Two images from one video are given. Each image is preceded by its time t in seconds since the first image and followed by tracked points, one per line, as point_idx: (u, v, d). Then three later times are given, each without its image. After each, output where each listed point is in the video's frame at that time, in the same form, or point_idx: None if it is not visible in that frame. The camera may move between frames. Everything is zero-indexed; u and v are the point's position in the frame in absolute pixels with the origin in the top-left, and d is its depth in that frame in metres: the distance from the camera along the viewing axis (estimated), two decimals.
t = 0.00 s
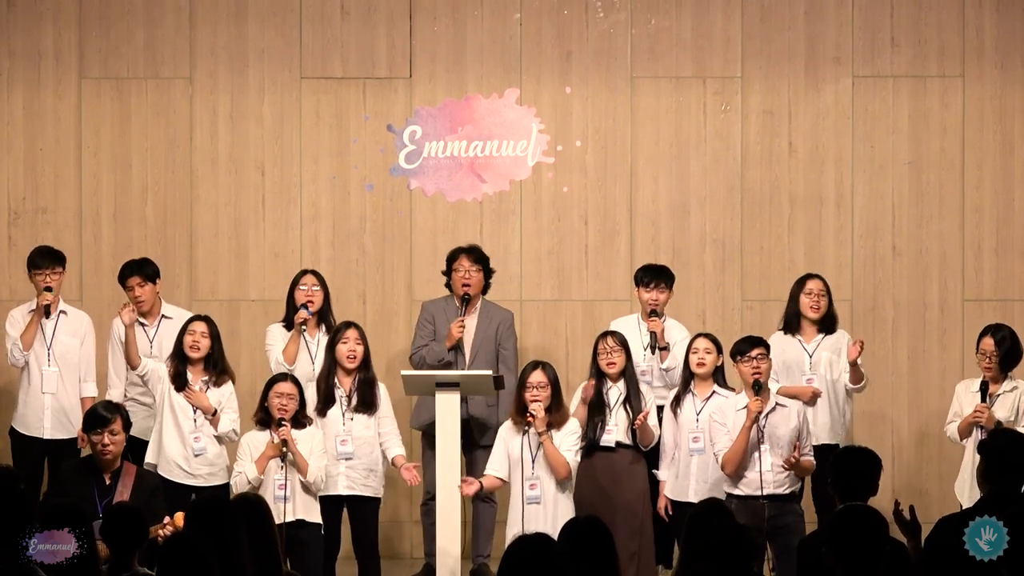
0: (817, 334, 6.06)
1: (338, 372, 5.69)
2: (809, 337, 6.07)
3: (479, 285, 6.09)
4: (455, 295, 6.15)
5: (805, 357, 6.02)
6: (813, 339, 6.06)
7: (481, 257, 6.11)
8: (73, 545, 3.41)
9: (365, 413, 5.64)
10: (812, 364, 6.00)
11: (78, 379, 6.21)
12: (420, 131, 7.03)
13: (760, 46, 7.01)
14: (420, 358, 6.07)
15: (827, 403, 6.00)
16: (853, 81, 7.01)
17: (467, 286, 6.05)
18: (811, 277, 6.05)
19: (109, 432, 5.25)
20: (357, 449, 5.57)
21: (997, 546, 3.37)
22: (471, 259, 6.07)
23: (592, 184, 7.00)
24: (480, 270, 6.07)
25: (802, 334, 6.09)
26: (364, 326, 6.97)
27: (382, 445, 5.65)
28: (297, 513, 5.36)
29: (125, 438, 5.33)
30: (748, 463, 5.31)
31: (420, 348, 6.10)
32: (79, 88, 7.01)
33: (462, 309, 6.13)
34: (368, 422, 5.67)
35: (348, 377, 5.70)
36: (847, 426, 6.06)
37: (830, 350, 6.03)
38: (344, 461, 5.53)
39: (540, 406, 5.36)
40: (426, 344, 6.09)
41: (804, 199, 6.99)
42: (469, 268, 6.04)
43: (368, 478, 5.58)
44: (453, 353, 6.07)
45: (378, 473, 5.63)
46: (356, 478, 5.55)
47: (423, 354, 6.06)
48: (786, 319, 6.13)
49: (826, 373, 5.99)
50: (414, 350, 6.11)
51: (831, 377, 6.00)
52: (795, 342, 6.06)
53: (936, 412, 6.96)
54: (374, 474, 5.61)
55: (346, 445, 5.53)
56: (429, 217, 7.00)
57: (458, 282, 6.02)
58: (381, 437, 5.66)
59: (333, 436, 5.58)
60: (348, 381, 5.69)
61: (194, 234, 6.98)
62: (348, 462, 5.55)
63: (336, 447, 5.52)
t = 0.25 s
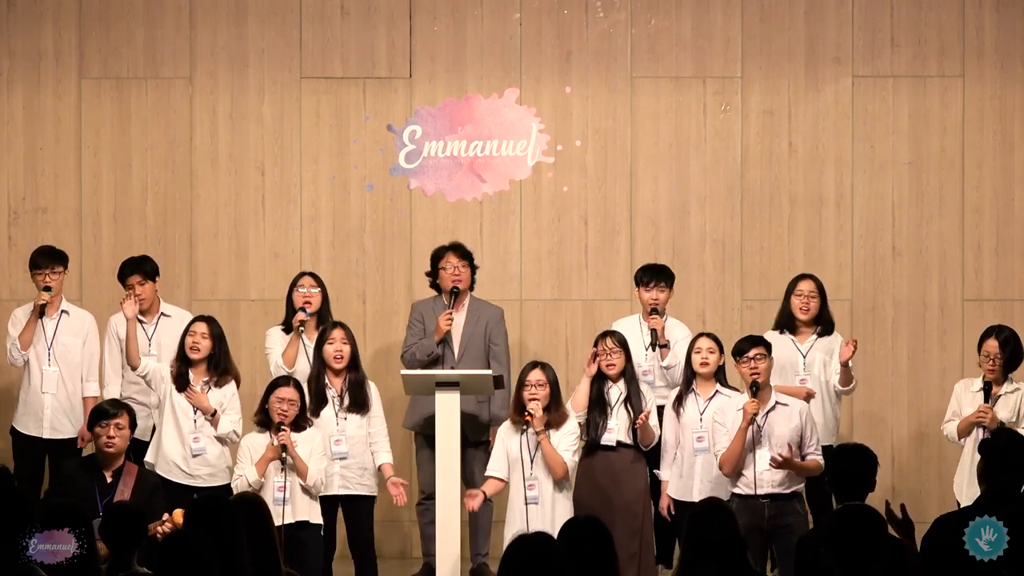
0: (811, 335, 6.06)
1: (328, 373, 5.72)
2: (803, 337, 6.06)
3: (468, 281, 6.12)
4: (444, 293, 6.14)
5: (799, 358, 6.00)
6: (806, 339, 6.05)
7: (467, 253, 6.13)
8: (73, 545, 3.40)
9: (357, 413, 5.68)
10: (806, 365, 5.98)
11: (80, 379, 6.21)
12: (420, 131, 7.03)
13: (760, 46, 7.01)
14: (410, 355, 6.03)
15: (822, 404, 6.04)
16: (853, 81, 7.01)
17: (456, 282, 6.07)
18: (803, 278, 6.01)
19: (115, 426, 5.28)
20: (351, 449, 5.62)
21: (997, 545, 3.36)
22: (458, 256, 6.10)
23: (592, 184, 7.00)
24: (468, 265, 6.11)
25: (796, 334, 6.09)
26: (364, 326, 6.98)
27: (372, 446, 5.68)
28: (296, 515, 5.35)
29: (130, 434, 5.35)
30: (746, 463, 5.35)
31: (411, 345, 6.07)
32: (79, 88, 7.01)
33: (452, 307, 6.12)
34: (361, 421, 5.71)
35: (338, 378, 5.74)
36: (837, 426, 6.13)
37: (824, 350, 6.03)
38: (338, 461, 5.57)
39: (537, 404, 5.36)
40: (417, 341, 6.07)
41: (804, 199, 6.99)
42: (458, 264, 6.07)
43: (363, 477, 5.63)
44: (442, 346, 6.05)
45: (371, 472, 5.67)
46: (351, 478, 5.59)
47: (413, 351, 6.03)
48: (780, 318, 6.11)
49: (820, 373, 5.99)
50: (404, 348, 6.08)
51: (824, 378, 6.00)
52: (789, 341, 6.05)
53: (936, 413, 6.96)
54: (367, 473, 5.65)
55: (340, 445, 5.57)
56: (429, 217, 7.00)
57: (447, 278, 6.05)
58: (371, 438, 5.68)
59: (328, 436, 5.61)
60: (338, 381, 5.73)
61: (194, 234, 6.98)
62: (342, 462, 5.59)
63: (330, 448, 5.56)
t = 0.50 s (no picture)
0: (803, 336, 6.04)
1: (323, 372, 5.71)
2: (795, 337, 6.05)
3: (456, 283, 6.07)
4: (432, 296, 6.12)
5: (791, 358, 5.99)
6: (799, 340, 6.04)
7: (454, 254, 6.08)
8: (73, 545, 3.38)
9: (354, 412, 5.67)
10: (798, 366, 5.97)
11: (78, 379, 6.20)
12: (420, 131, 7.03)
13: (760, 46, 7.01)
14: (402, 359, 6.04)
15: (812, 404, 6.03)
16: (853, 81, 7.01)
17: (444, 286, 6.02)
18: (793, 279, 6.01)
19: (110, 429, 5.27)
20: (350, 448, 5.61)
21: (997, 545, 3.35)
22: (445, 259, 6.04)
23: (592, 184, 7.00)
24: (456, 268, 6.06)
25: (786, 334, 6.07)
26: (364, 326, 6.97)
27: (371, 445, 5.69)
28: (297, 517, 5.37)
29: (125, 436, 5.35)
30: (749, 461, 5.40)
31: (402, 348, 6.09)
32: (79, 88, 7.01)
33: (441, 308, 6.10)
34: (359, 421, 5.72)
35: (334, 377, 5.72)
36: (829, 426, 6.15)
37: (816, 352, 6.02)
38: (338, 461, 5.56)
39: (537, 402, 5.37)
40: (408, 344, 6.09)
41: (804, 199, 6.99)
42: (446, 267, 6.02)
43: (362, 476, 5.63)
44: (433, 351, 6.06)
45: (370, 471, 5.67)
46: (350, 477, 5.59)
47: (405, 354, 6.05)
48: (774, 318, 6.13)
49: (812, 374, 5.97)
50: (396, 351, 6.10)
51: (817, 379, 5.98)
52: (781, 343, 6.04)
53: (936, 412, 6.96)
54: (366, 472, 5.65)
55: (340, 445, 5.55)
56: (429, 217, 7.00)
57: (436, 284, 6.00)
58: (370, 436, 5.69)
59: (326, 436, 5.59)
60: (334, 381, 5.72)
61: (194, 234, 6.98)
62: (341, 462, 5.59)
63: (330, 447, 5.54)
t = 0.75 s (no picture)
0: (796, 336, 6.03)
1: (325, 373, 5.74)
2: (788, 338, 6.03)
3: (444, 285, 6.03)
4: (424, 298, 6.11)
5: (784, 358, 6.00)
6: (791, 340, 6.03)
7: (443, 256, 5.99)
8: (73, 546, 3.40)
9: (356, 409, 5.67)
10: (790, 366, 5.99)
11: (74, 378, 6.21)
12: (420, 131, 7.03)
13: (760, 46, 7.01)
14: (394, 362, 6.10)
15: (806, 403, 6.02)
16: (853, 81, 7.01)
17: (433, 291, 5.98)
18: (786, 279, 6.00)
19: (109, 434, 5.28)
20: (351, 447, 5.60)
21: (996, 545, 3.36)
22: (433, 262, 5.97)
23: (592, 184, 7.00)
24: (444, 270, 6.00)
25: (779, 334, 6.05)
26: (364, 326, 6.97)
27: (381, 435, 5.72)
28: (297, 514, 5.37)
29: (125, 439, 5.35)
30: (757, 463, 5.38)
31: (394, 351, 6.12)
32: (79, 88, 7.01)
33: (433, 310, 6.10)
34: (362, 418, 5.71)
35: (336, 377, 5.74)
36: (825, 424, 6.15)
37: (808, 352, 6.02)
38: (340, 460, 5.57)
39: (538, 400, 5.41)
40: (400, 347, 6.11)
41: (803, 199, 6.99)
42: (434, 271, 5.96)
43: (364, 473, 5.62)
44: (425, 354, 6.07)
45: (373, 468, 5.66)
46: (353, 475, 5.59)
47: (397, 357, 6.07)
48: (765, 319, 6.09)
49: (805, 374, 5.98)
50: (388, 354, 6.13)
51: (810, 378, 5.99)
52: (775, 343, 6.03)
53: (936, 412, 6.96)
54: (369, 469, 5.64)
55: (341, 444, 5.56)
56: (429, 217, 7.00)
57: (423, 289, 5.96)
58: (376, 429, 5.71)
59: (328, 435, 5.59)
60: (336, 380, 5.73)
61: (194, 234, 6.98)
62: (343, 460, 5.58)
63: (331, 446, 5.56)
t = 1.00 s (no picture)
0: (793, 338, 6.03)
1: (332, 374, 5.71)
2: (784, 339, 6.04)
3: (440, 287, 6.04)
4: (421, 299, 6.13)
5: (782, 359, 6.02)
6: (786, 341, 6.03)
7: (440, 257, 6.00)
8: (72, 545, 3.40)
9: (364, 409, 5.66)
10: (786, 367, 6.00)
11: (72, 379, 6.22)
12: (420, 131, 7.03)
13: (760, 46, 7.01)
14: (391, 363, 6.04)
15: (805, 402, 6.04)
16: (853, 81, 7.01)
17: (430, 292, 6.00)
18: (783, 281, 5.99)
19: (110, 428, 5.28)
20: (358, 447, 5.60)
21: (996, 545, 3.35)
22: (429, 263, 5.98)
23: (592, 184, 7.00)
24: (440, 273, 6.00)
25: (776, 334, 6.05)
26: (364, 326, 6.97)
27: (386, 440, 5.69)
28: (295, 511, 5.38)
29: (126, 436, 5.36)
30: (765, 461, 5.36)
31: (391, 353, 6.08)
32: (79, 88, 7.01)
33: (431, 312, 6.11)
34: (368, 418, 5.70)
35: (343, 377, 5.72)
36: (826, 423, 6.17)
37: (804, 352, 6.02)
38: (347, 461, 5.57)
39: (543, 393, 5.44)
40: (396, 348, 6.08)
41: (803, 199, 6.99)
42: (429, 274, 5.97)
43: (372, 474, 5.62)
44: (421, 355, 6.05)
45: (382, 469, 5.66)
46: (360, 476, 5.59)
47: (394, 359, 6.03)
48: (761, 320, 6.11)
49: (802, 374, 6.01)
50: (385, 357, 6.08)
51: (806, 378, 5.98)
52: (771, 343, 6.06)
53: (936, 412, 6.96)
54: (377, 470, 5.64)
55: (347, 444, 5.56)
56: (429, 217, 7.00)
57: (420, 291, 5.97)
58: (383, 432, 5.69)
59: (334, 436, 5.60)
60: (343, 380, 5.70)
61: (194, 234, 6.98)
62: (350, 461, 5.58)
63: (337, 447, 5.56)
